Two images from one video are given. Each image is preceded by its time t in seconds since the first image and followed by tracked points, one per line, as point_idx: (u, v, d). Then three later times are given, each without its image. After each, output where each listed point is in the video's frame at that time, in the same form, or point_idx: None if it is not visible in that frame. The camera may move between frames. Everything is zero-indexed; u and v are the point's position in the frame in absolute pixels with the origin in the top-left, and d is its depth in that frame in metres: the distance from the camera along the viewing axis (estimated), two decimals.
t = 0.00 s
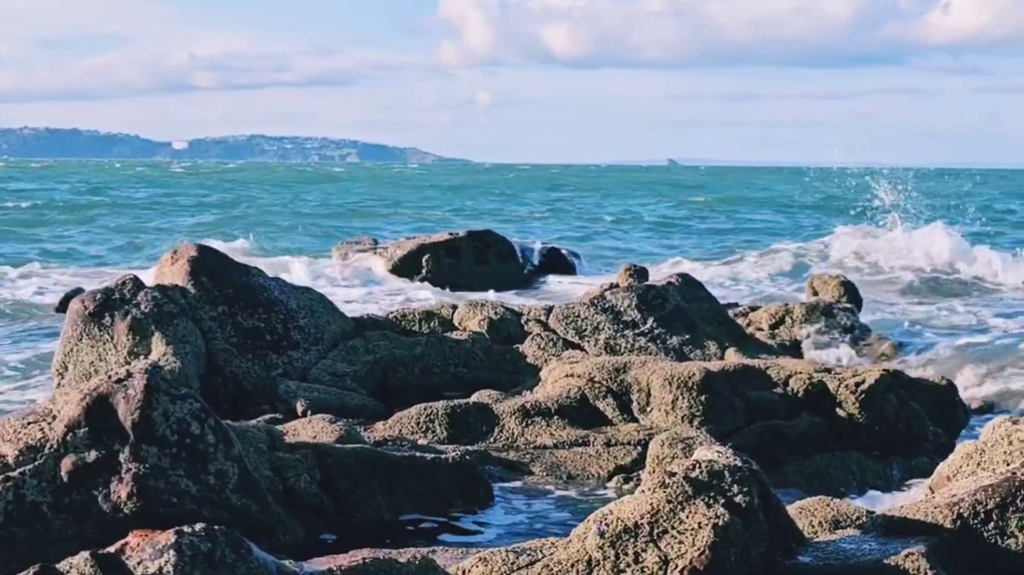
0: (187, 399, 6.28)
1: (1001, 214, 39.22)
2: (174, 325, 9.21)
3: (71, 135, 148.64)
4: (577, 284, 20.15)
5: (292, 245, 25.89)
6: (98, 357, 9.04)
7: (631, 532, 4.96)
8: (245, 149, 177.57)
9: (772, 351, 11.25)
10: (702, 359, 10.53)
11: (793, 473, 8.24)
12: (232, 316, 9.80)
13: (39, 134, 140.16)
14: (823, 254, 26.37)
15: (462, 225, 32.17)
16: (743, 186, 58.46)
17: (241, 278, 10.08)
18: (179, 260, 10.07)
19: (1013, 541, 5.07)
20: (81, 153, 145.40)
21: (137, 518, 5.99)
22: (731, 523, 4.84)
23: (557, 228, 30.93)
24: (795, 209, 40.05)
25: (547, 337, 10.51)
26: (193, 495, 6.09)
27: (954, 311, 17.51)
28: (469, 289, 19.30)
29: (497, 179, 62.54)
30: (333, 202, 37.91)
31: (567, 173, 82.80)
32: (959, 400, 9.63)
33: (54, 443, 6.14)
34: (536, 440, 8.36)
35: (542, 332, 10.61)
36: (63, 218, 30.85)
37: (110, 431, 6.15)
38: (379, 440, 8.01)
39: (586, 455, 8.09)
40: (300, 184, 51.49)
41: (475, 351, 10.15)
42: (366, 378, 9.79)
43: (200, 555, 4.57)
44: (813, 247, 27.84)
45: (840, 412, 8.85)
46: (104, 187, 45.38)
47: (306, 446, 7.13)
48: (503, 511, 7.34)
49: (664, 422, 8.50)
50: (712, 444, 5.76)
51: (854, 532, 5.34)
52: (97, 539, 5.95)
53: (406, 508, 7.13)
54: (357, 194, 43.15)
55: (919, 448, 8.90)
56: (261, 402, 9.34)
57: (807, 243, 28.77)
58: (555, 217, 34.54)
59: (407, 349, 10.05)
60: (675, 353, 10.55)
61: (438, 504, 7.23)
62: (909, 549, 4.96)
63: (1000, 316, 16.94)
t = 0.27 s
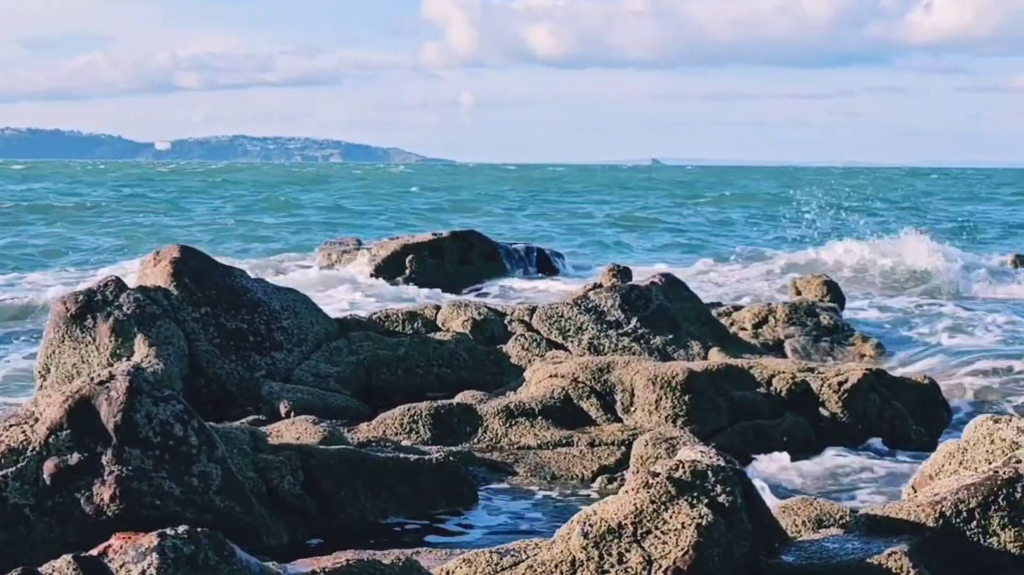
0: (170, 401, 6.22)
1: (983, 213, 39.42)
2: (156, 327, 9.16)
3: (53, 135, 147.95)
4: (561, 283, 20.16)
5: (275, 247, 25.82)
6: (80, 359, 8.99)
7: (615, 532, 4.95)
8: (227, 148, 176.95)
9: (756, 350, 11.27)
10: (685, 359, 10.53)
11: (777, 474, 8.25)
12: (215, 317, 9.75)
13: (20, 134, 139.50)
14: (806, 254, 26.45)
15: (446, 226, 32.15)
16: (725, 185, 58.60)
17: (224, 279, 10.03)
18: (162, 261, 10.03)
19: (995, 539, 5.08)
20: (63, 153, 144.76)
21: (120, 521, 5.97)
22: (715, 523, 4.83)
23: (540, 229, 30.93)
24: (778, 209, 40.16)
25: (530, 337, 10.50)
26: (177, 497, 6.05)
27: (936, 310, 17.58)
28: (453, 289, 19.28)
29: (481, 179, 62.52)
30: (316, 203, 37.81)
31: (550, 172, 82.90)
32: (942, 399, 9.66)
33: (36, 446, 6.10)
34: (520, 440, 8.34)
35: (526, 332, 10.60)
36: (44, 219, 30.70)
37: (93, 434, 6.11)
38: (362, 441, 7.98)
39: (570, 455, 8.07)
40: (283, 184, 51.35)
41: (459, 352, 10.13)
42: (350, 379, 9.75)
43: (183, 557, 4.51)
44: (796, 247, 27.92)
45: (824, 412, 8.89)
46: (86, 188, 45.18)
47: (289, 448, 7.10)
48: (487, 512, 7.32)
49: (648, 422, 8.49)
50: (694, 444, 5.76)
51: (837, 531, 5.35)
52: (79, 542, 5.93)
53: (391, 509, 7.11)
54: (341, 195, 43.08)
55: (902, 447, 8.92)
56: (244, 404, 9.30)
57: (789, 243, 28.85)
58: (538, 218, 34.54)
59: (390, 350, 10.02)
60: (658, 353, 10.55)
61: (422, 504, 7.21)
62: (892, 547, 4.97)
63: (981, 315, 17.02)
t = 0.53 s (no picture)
0: (157, 402, 6.17)
1: (968, 211, 39.56)
2: (143, 328, 9.13)
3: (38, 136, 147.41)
4: (548, 283, 20.17)
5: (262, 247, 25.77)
6: (66, 360, 8.96)
7: (603, 532, 4.94)
8: (214, 149, 176.57)
9: (743, 350, 11.28)
10: (673, 358, 10.54)
11: (765, 474, 8.26)
12: (201, 317, 9.71)
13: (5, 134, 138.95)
14: (792, 253, 26.50)
15: (433, 226, 32.13)
16: (712, 185, 58.70)
17: (210, 280, 10.00)
18: (149, 262, 10.00)
19: (982, 538, 5.09)
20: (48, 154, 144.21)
21: (106, 524, 5.96)
22: (702, 522, 4.83)
23: (527, 228, 30.93)
24: (764, 208, 40.22)
25: (517, 338, 10.49)
26: (164, 499, 6.02)
27: (923, 309, 17.63)
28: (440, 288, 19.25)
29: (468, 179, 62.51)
30: (303, 203, 37.74)
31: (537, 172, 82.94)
32: (929, 397, 9.68)
33: (23, 449, 6.09)
34: (508, 440, 8.33)
35: (513, 332, 10.59)
36: (30, 220, 30.59)
37: (80, 436, 6.08)
38: (350, 442, 7.96)
39: (557, 455, 8.07)
40: (270, 184, 51.26)
41: (447, 352, 10.11)
42: (337, 380, 9.72)
43: (170, 560, 4.42)
44: (782, 246, 27.98)
45: (810, 411, 8.91)
46: (71, 189, 45.02)
47: (277, 449, 7.08)
48: (474, 513, 7.31)
49: (635, 422, 8.48)
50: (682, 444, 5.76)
51: (825, 530, 5.35)
52: (66, 545, 5.93)
53: (378, 510, 7.09)
54: (328, 195, 43.01)
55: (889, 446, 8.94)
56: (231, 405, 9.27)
57: (776, 242, 28.91)
58: (525, 217, 34.54)
59: (377, 351, 10.00)
60: (646, 352, 10.56)
61: (410, 505, 7.19)
62: (878, 546, 4.97)
63: (966, 314, 17.08)
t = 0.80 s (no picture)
0: (146, 402, 6.14)
1: (956, 208, 39.68)
2: (132, 327, 9.10)
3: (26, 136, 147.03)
4: (538, 281, 20.16)
5: (252, 246, 25.70)
6: (56, 360, 8.92)
7: (594, 531, 4.93)
8: (203, 149, 176.29)
9: (733, 348, 11.29)
10: (663, 357, 10.53)
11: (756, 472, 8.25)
12: (191, 317, 9.69)
13: None
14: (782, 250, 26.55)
15: (423, 224, 32.10)
16: (701, 182, 58.70)
17: (199, 279, 9.98)
18: (138, 262, 9.98)
19: (972, 535, 5.10)
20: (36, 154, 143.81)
21: (96, 525, 5.94)
22: (693, 521, 4.83)
23: (517, 227, 30.92)
24: (753, 206, 40.27)
25: (507, 336, 10.48)
26: (153, 499, 6.00)
27: (912, 306, 17.68)
28: (431, 286, 19.23)
29: (458, 177, 62.47)
30: (293, 202, 37.67)
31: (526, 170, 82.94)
32: (918, 394, 9.69)
33: (12, 449, 6.05)
34: (498, 439, 8.32)
35: (503, 331, 10.58)
36: (18, 220, 30.48)
37: (69, 437, 6.06)
38: (340, 441, 7.95)
39: (548, 454, 8.06)
40: (260, 183, 51.17)
41: (438, 351, 10.09)
42: (327, 380, 9.70)
43: (160, 561, 4.35)
44: (772, 244, 28.03)
45: (800, 408, 8.91)
46: (60, 189, 44.89)
47: (267, 449, 7.07)
48: (464, 511, 7.30)
49: (625, 420, 8.48)
50: (673, 442, 5.76)
51: (815, 528, 5.36)
52: (56, 546, 5.92)
53: (370, 509, 7.08)
54: (317, 194, 42.95)
55: (879, 442, 8.95)
56: (220, 404, 9.24)
57: (765, 239, 28.96)
58: (515, 215, 34.53)
59: (367, 350, 9.98)
60: (636, 351, 10.55)
61: (401, 504, 7.19)
62: (868, 544, 4.98)
63: (955, 312, 17.12)
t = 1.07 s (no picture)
0: (139, 401, 6.12)
1: (947, 204, 39.81)
2: (125, 326, 9.08)
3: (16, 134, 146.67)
4: (531, 277, 20.15)
5: (245, 244, 25.66)
6: (48, 359, 8.90)
7: (588, 528, 4.91)
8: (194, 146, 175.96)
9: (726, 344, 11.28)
10: (656, 353, 10.53)
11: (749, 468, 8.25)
12: (183, 315, 9.67)
13: None
14: (774, 246, 26.60)
15: (416, 221, 32.06)
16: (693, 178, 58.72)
17: (192, 278, 9.96)
18: (130, 260, 9.96)
19: (965, 530, 5.10)
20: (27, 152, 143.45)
21: (89, 523, 5.90)
22: (686, 517, 4.82)
23: (509, 224, 30.91)
24: (746, 202, 40.32)
25: (500, 333, 10.46)
26: (147, 498, 5.99)
27: (903, 302, 17.72)
28: (424, 283, 19.21)
29: (450, 175, 62.39)
30: (285, 199, 37.63)
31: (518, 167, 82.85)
32: (911, 390, 9.70)
33: (4, 448, 6.01)
34: (492, 436, 8.31)
35: (496, 328, 10.57)
36: (9, 218, 30.37)
37: (61, 436, 6.02)
38: (333, 439, 7.93)
39: (541, 451, 8.06)
40: (252, 181, 51.10)
41: (431, 348, 10.07)
42: (320, 377, 9.68)
43: (153, 560, 4.23)
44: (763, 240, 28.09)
45: (793, 404, 8.91)
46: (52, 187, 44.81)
47: (260, 446, 7.06)
48: (457, 507, 7.29)
49: (618, 417, 8.47)
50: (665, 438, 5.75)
51: (809, 524, 5.36)
52: (48, 545, 5.88)
53: (363, 506, 7.07)
54: (309, 191, 42.90)
55: (871, 438, 8.96)
56: (213, 402, 9.22)
57: (757, 236, 29.00)
58: (508, 212, 34.51)
59: (360, 347, 9.96)
60: (629, 348, 10.54)
61: (394, 502, 7.18)
62: (862, 540, 4.98)
63: (948, 307, 17.14)
